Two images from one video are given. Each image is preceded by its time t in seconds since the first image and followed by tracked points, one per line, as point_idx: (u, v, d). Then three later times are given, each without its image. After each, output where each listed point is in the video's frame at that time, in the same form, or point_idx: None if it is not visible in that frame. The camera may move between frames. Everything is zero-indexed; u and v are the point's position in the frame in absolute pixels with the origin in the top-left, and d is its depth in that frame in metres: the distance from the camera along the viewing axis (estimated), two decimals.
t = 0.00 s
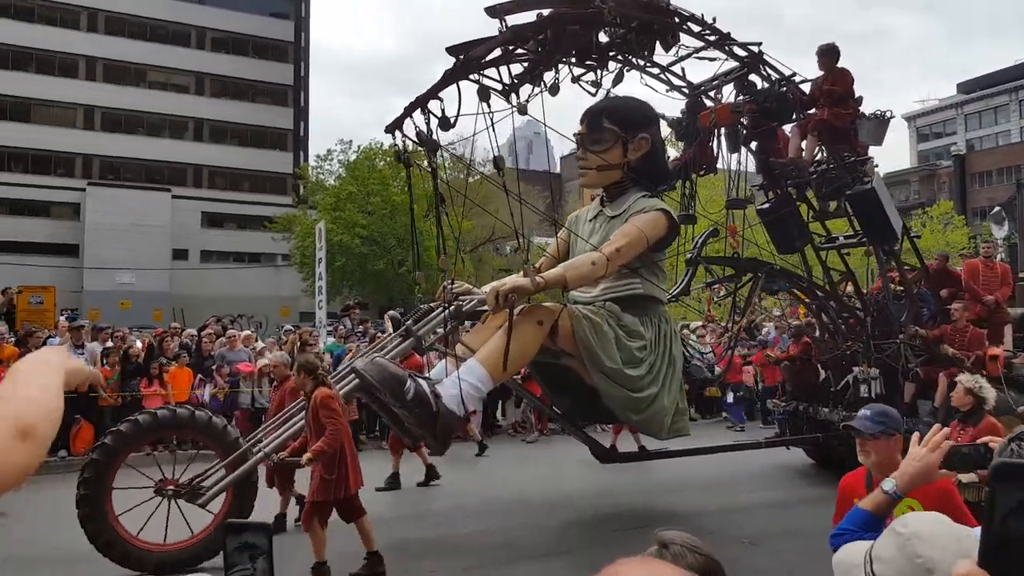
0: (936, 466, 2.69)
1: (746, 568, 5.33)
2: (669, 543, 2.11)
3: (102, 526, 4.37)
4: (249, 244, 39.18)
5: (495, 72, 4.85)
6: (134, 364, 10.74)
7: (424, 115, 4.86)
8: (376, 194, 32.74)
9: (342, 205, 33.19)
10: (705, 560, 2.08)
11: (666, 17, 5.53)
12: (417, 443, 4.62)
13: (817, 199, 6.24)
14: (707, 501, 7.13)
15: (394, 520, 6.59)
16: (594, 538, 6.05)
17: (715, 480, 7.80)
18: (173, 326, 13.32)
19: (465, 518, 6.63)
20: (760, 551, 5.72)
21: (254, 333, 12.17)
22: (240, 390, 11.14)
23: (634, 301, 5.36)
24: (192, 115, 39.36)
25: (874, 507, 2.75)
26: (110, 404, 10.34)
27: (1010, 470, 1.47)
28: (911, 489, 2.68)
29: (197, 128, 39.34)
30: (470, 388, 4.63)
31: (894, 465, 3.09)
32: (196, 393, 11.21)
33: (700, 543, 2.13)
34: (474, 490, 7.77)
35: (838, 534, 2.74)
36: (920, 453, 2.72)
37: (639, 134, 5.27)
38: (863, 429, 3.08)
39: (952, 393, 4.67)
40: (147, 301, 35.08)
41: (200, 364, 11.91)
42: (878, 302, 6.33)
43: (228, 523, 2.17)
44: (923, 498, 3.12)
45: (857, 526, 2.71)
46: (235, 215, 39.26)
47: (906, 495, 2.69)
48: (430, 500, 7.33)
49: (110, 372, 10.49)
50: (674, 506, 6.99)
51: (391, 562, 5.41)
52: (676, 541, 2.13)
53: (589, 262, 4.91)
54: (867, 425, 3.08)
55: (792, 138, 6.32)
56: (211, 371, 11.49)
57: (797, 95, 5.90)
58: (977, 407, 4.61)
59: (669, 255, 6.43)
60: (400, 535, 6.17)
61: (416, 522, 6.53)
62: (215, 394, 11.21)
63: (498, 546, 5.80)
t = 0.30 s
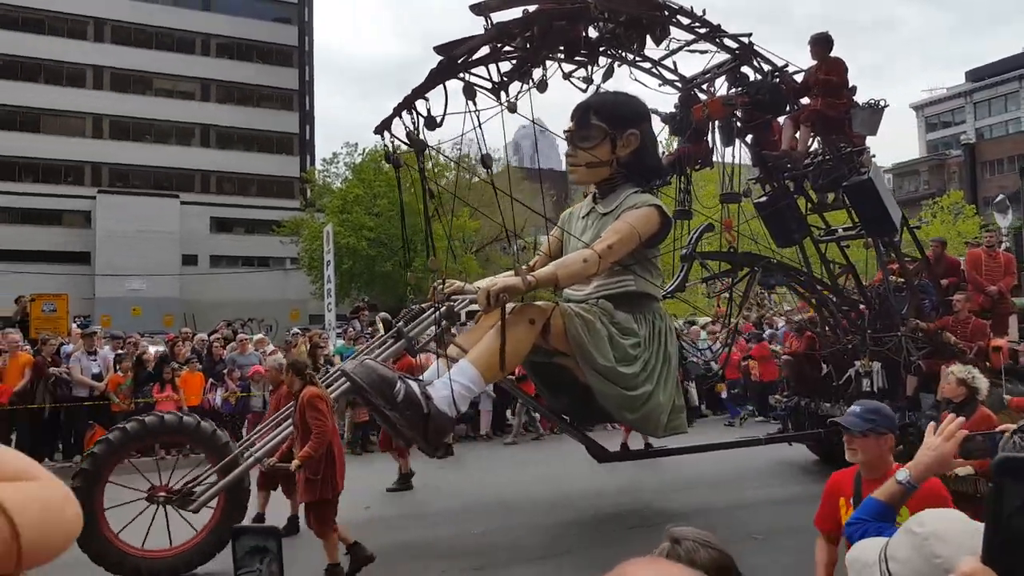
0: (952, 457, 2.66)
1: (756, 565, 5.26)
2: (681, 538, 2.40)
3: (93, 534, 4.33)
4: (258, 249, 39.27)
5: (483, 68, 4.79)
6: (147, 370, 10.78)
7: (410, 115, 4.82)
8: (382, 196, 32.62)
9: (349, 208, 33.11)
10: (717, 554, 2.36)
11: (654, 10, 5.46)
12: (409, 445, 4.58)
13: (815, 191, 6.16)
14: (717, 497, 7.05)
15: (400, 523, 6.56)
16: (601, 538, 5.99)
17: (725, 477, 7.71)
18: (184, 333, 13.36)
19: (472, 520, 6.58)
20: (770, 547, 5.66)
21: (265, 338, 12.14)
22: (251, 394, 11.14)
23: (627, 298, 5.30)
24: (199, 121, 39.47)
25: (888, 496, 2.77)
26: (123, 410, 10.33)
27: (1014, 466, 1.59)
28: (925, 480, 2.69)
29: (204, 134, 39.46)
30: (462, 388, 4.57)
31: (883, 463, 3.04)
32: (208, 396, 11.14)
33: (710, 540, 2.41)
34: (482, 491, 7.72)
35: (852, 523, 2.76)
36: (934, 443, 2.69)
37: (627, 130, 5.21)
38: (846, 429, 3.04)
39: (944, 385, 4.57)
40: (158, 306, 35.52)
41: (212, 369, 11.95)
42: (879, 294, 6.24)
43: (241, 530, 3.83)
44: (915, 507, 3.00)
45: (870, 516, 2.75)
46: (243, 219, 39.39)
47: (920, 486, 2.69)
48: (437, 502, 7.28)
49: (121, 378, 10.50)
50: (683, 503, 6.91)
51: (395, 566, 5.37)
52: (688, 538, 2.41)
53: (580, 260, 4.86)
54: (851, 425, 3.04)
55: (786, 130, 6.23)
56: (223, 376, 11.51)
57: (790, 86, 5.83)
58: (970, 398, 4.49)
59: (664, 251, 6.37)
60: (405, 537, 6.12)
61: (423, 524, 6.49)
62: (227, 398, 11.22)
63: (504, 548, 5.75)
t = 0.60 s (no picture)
0: (959, 443, 2.61)
1: (760, 565, 5.24)
2: (682, 530, 2.33)
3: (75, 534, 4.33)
4: (263, 248, 39.28)
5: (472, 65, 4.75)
6: (152, 370, 10.83)
7: (398, 113, 4.81)
8: (386, 195, 32.39)
9: (354, 207, 32.92)
10: (719, 545, 2.30)
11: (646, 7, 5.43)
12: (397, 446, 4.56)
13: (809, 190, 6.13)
14: (719, 497, 7.01)
15: (401, 523, 6.55)
16: (604, 538, 5.98)
17: (728, 478, 7.67)
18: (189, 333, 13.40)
19: (475, 522, 6.56)
20: (774, 547, 5.63)
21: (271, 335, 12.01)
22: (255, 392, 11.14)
23: (618, 298, 5.28)
24: (205, 120, 39.49)
25: (895, 483, 2.74)
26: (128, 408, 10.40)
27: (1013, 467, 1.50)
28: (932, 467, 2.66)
29: (210, 133, 39.48)
30: (449, 389, 4.54)
31: (859, 468, 2.98)
32: (213, 395, 11.19)
33: (712, 534, 2.34)
34: (484, 493, 7.70)
35: (857, 509, 2.74)
36: (941, 429, 2.65)
37: (618, 128, 5.18)
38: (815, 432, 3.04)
39: (934, 389, 4.57)
40: (163, 305, 35.48)
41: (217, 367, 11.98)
42: (873, 294, 6.21)
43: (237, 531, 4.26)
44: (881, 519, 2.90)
45: (875, 501, 2.73)
46: (249, 218, 39.43)
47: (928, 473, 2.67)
48: (439, 504, 7.26)
49: (126, 378, 10.71)
50: (685, 503, 6.89)
51: (395, 567, 5.37)
52: (689, 531, 2.34)
53: (570, 259, 4.83)
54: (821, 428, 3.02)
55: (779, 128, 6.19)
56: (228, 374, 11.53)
57: (783, 84, 5.81)
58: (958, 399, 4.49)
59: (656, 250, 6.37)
60: (407, 538, 6.11)
61: (425, 526, 6.46)
62: (231, 397, 11.26)
63: (506, 549, 5.74)
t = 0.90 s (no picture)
0: (967, 445, 2.57)
1: (764, 565, 5.23)
2: (691, 529, 2.54)
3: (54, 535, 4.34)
4: (266, 247, 39.32)
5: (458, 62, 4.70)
6: (155, 367, 10.80)
7: (381, 113, 4.76)
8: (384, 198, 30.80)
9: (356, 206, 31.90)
10: (726, 544, 2.48)
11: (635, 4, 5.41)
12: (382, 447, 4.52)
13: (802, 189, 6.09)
14: (720, 497, 6.99)
15: (402, 523, 6.55)
16: (605, 538, 5.97)
17: (729, 479, 7.64)
18: (192, 330, 13.37)
19: (475, 522, 6.54)
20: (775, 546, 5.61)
21: (274, 336, 11.84)
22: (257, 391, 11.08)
23: (605, 299, 5.24)
24: (208, 120, 39.49)
25: (905, 483, 2.75)
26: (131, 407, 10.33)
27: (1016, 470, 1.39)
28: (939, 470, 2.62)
29: (212, 132, 39.47)
30: (433, 390, 4.49)
31: (819, 473, 3.00)
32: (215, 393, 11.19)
33: (719, 531, 2.54)
34: (485, 493, 7.68)
35: (864, 509, 2.76)
36: (949, 432, 2.61)
37: (604, 127, 5.14)
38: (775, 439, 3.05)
39: (924, 390, 4.52)
40: (166, 304, 35.61)
41: (220, 366, 11.96)
42: (866, 294, 6.16)
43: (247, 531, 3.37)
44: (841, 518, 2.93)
45: (882, 502, 2.75)
46: (251, 217, 39.45)
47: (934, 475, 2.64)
48: (440, 504, 7.25)
49: (129, 376, 10.51)
50: (686, 503, 6.87)
51: (395, 568, 5.36)
52: (696, 530, 2.54)
53: (556, 259, 4.78)
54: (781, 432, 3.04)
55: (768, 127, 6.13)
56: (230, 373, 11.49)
57: (773, 82, 5.79)
58: (950, 401, 4.45)
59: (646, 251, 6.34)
60: (407, 539, 6.11)
61: (425, 526, 6.45)
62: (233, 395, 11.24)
63: (507, 550, 5.73)
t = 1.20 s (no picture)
0: (976, 444, 2.69)
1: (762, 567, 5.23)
2: (704, 528, 2.44)
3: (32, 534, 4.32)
4: (270, 246, 39.34)
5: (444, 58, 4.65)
6: (160, 365, 10.83)
7: (366, 110, 4.72)
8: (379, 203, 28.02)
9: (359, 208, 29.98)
10: (740, 543, 2.38)
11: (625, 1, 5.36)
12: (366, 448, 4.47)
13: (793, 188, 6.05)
14: (723, 497, 7.00)
15: (407, 524, 6.59)
16: (611, 539, 6.00)
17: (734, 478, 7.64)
18: (194, 329, 13.41)
19: (477, 522, 6.55)
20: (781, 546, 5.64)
21: (276, 335, 11.82)
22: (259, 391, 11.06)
23: (594, 299, 5.20)
24: (211, 119, 39.45)
25: (910, 481, 2.86)
26: (134, 405, 10.41)
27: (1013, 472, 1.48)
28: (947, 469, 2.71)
29: (215, 131, 39.42)
30: (418, 390, 4.44)
31: (755, 476, 3.04)
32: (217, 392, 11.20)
33: (733, 530, 2.43)
34: (488, 493, 7.70)
35: (871, 505, 2.85)
36: (958, 431, 2.72)
37: (592, 126, 5.11)
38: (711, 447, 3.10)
39: (910, 390, 4.69)
40: (168, 304, 35.56)
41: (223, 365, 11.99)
42: (859, 294, 6.13)
43: (244, 525, 2.82)
44: (783, 525, 2.93)
45: (886, 499, 2.85)
46: (254, 217, 39.43)
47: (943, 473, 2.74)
48: (442, 504, 7.26)
49: (133, 375, 10.58)
50: (690, 501, 6.88)
51: (399, 570, 5.41)
52: (710, 527, 2.44)
53: (542, 259, 4.74)
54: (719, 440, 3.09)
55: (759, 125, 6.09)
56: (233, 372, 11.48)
57: (764, 80, 5.75)
58: (937, 401, 4.63)
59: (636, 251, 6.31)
60: (409, 540, 6.11)
61: (431, 527, 6.49)
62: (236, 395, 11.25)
63: (511, 552, 5.78)
